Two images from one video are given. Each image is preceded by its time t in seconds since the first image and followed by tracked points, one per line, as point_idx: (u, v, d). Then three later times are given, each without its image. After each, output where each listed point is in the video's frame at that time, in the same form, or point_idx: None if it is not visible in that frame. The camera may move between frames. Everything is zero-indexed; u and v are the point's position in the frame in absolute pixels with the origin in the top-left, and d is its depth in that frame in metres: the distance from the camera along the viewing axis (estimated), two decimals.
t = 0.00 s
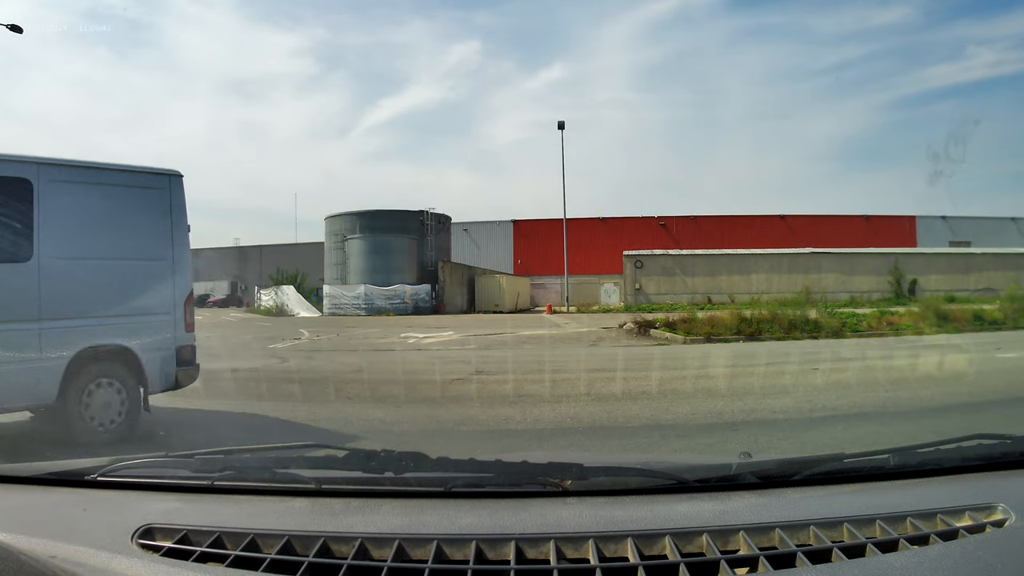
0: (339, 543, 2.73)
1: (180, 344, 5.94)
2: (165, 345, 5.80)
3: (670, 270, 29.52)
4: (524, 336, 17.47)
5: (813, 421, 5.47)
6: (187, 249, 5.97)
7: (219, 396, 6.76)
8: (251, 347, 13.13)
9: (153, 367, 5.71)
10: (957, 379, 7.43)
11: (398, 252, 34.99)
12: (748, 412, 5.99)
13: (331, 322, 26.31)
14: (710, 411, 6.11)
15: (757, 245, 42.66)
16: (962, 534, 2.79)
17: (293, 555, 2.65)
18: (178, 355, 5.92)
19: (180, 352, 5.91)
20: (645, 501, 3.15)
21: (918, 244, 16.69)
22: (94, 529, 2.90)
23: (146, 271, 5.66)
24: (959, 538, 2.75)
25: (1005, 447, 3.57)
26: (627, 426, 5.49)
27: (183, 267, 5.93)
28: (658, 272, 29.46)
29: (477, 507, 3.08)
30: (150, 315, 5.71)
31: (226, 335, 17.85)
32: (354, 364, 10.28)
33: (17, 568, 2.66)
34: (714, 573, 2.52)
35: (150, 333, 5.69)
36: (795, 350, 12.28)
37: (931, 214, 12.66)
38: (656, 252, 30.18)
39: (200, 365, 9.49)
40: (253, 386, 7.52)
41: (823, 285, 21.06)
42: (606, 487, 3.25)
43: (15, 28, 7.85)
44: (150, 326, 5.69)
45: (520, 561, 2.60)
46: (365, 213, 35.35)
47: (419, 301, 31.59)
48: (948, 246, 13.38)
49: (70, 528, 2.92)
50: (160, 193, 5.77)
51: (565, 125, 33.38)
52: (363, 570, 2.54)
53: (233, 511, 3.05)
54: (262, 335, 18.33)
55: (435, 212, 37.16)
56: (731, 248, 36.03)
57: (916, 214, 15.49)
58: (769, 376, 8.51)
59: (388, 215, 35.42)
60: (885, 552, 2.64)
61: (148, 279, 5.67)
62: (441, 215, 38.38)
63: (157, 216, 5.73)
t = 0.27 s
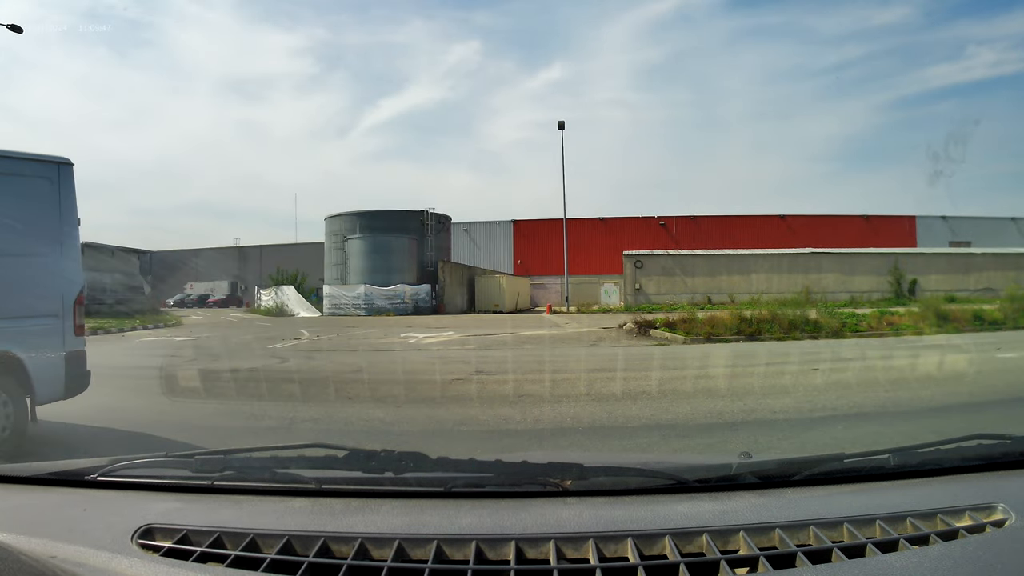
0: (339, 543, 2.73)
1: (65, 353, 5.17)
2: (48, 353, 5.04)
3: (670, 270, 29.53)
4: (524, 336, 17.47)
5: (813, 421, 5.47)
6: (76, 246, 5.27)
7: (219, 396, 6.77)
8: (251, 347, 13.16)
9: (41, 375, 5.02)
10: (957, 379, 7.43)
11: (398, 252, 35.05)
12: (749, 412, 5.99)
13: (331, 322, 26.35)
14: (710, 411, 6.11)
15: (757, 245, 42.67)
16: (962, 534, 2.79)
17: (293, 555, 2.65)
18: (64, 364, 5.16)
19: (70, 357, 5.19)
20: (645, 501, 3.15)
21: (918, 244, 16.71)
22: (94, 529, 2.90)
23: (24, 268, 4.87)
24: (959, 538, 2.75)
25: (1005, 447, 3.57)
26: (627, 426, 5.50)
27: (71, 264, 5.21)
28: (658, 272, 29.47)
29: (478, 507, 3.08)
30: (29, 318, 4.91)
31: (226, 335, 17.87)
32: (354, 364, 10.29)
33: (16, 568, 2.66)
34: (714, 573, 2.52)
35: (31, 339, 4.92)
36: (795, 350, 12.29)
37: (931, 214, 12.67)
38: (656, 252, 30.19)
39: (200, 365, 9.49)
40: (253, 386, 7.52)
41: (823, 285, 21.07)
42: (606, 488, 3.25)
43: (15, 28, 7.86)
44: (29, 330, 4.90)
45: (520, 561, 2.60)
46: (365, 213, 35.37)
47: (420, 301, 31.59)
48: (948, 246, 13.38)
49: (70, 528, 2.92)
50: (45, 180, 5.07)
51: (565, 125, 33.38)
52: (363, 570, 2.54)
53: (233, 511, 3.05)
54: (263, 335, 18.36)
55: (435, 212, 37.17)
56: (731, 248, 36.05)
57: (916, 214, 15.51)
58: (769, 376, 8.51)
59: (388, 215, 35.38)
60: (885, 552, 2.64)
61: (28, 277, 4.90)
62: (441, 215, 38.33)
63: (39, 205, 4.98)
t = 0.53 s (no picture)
0: (340, 543, 2.73)
1: None
2: None
3: (670, 270, 29.53)
4: (524, 336, 17.50)
5: (814, 421, 5.46)
6: None
7: (219, 396, 6.77)
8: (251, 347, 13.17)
9: None
10: (957, 379, 7.42)
11: (398, 252, 35.07)
12: (749, 412, 5.99)
13: (331, 322, 26.37)
14: (710, 411, 6.11)
15: (757, 245, 42.66)
16: (962, 534, 2.79)
17: (293, 555, 2.65)
18: None
19: None
20: (645, 501, 3.15)
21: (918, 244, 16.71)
22: (94, 529, 2.90)
23: None
24: (959, 538, 2.75)
25: (1005, 447, 3.57)
26: (627, 426, 5.50)
27: None
28: (658, 272, 29.47)
29: (478, 507, 3.08)
30: None
31: (226, 335, 17.88)
32: (354, 364, 10.29)
33: (16, 568, 2.65)
34: (714, 573, 2.52)
35: None
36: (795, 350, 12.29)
37: (931, 214, 12.66)
38: (656, 252, 30.18)
39: (200, 365, 9.49)
40: (253, 386, 7.52)
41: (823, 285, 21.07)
42: (607, 488, 3.25)
43: (15, 28, 7.85)
44: None
45: (520, 561, 2.60)
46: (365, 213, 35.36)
47: (419, 301, 31.59)
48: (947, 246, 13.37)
49: (70, 528, 2.92)
50: None
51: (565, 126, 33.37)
52: (363, 570, 2.54)
53: (233, 512, 3.05)
54: (263, 335, 18.37)
55: (435, 212, 37.16)
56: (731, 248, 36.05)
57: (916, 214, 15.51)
58: (769, 376, 8.51)
59: (388, 215, 35.35)
60: (886, 552, 2.64)
61: None
62: (441, 215, 38.31)
63: None
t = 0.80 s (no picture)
0: (340, 543, 2.73)
1: None
2: None
3: (670, 270, 29.52)
4: (524, 336, 17.51)
5: (814, 422, 5.47)
6: None
7: (218, 396, 6.76)
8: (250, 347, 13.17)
9: None
10: (958, 379, 7.42)
11: (398, 252, 35.08)
12: (749, 412, 6.00)
13: (331, 322, 26.38)
14: (710, 411, 6.10)
15: (757, 245, 42.66)
16: (962, 534, 2.79)
17: (293, 555, 2.65)
18: None
19: None
20: (645, 501, 3.15)
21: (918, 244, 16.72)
22: (94, 529, 2.90)
23: None
24: (959, 538, 2.75)
25: (1005, 447, 3.57)
26: (627, 426, 5.50)
27: None
28: (658, 272, 29.47)
29: (478, 507, 3.08)
30: None
31: (226, 335, 17.88)
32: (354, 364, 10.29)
33: (15, 568, 2.65)
34: (714, 573, 2.52)
35: None
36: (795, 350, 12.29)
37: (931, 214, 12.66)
38: (656, 252, 30.17)
39: (200, 365, 9.49)
40: (253, 386, 7.52)
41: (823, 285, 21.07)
42: (606, 488, 3.26)
43: (15, 28, 7.85)
44: None
45: (520, 561, 2.60)
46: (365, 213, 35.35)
47: (420, 301, 31.58)
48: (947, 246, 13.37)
49: (70, 528, 2.92)
50: None
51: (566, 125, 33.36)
52: (363, 570, 2.54)
53: (233, 512, 3.05)
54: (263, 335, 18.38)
55: (435, 212, 37.15)
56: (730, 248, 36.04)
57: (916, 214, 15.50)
58: (770, 376, 8.51)
59: (388, 215, 35.32)
60: (886, 552, 2.64)
61: None
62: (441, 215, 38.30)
63: None
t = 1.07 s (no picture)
0: (340, 543, 2.73)
1: None
2: None
3: (670, 270, 29.52)
4: (524, 336, 17.52)
5: (813, 422, 5.47)
6: None
7: (218, 396, 6.77)
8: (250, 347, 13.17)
9: None
10: (957, 379, 7.44)
11: (398, 252, 35.09)
12: (749, 412, 6.00)
13: (331, 322, 26.40)
14: (710, 411, 6.11)
15: (757, 245, 42.66)
16: (962, 534, 2.79)
17: (293, 555, 2.65)
18: None
19: None
20: (644, 501, 3.15)
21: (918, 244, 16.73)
22: (94, 529, 2.90)
23: None
24: (959, 538, 2.75)
25: (1005, 447, 3.57)
26: (627, 426, 5.50)
27: None
28: (658, 272, 29.48)
29: (478, 507, 3.08)
30: None
31: (226, 335, 17.89)
32: (354, 364, 10.30)
33: (15, 568, 2.65)
34: (714, 573, 2.52)
35: None
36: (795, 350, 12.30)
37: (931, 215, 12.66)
38: (656, 252, 30.17)
39: (199, 365, 9.50)
40: (253, 386, 7.52)
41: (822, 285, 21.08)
42: (606, 488, 3.26)
43: (15, 28, 7.84)
44: None
45: (520, 561, 2.60)
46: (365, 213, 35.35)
47: (419, 301, 31.59)
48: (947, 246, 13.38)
49: (70, 528, 2.92)
50: None
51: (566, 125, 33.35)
52: (363, 570, 2.54)
53: (233, 512, 3.05)
54: (263, 335, 18.39)
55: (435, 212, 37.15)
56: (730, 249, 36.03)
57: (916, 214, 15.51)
58: (769, 376, 8.52)
59: (388, 214, 35.33)
60: (885, 552, 2.64)
61: None
62: (441, 215, 38.29)
63: None
